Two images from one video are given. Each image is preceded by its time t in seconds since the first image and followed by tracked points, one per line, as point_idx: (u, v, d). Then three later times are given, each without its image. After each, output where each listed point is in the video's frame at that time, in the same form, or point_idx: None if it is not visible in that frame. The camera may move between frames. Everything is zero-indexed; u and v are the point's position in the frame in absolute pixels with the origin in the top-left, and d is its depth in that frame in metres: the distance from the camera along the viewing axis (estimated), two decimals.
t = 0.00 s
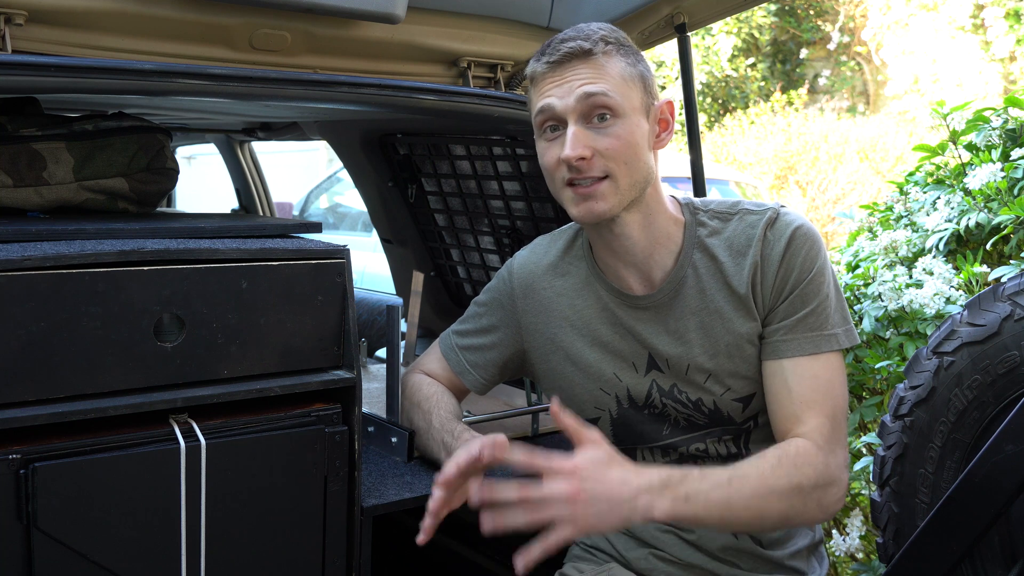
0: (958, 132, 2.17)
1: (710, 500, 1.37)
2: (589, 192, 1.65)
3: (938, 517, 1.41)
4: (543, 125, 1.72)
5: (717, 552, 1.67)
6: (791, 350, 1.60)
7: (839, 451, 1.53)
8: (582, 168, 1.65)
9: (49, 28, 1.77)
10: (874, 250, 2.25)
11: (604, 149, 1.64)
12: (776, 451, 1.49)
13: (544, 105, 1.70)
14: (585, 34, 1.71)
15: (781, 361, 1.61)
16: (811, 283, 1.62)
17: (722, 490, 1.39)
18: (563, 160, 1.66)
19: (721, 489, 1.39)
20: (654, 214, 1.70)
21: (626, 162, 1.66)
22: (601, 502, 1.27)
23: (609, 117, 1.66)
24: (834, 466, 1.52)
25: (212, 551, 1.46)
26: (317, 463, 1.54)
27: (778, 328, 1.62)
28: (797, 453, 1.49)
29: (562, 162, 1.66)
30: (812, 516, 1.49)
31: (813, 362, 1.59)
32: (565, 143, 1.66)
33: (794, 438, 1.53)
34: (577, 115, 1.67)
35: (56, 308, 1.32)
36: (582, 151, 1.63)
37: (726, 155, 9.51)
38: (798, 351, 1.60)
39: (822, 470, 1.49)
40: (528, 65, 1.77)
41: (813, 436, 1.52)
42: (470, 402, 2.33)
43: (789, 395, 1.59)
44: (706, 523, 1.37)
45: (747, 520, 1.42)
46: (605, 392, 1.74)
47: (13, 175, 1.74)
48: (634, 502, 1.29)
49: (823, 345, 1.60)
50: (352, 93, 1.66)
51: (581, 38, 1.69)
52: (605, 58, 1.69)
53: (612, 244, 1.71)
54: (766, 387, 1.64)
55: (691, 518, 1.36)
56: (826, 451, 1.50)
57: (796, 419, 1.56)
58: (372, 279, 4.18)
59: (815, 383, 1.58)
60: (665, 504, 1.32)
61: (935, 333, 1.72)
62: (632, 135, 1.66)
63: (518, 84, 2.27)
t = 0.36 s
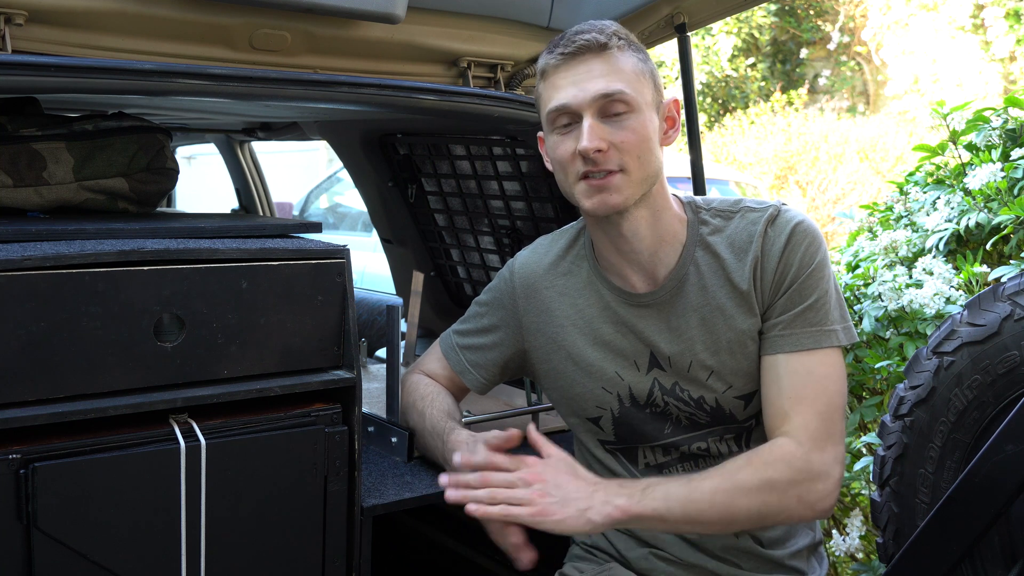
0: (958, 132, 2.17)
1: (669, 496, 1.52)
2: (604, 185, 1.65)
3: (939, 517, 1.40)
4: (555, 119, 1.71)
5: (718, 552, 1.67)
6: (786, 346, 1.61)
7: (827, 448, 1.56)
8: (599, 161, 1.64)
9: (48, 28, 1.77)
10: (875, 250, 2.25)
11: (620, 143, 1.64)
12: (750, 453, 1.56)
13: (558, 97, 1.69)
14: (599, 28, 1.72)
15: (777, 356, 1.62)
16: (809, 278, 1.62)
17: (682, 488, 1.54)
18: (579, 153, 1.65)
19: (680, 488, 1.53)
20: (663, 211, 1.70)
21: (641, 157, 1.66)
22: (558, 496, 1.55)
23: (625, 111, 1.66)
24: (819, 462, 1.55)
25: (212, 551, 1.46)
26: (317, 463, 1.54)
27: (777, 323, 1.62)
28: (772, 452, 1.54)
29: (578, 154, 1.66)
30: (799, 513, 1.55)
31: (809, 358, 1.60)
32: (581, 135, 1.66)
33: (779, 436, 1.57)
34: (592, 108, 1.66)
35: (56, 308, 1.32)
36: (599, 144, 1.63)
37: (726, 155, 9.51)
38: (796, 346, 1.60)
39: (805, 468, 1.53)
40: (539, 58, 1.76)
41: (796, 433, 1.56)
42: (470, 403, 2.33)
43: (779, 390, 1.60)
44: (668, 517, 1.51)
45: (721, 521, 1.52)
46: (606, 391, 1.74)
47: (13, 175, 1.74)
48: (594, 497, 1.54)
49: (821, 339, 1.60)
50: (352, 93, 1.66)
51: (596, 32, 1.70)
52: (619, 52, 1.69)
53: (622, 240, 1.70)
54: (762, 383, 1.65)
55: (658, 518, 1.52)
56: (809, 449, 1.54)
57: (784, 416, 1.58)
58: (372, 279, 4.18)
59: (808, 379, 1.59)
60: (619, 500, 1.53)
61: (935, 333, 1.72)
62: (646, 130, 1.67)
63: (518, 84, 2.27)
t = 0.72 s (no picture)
0: (958, 132, 2.17)
1: (642, 526, 1.60)
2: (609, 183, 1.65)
3: (939, 517, 1.40)
4: (558, 119, 1.71)
5: (718, 551, 1.67)
6: (773, 345, 1.62)
7: (805, 451, 1.59)
8: (604, 159, 1.64)
9: (48, 28, 1.77)
10: (875, 250, 2.24)
11: (624, 140, 1.64)
12: (721, 470, 1.61)
13: (561, 95, 1.69)
14: (599, 26, 1.72)
15: (767, 356, 1.62)
16: (806, 279, 1.62)
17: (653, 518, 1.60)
18: (584, 151, 1.65)
19: (652, 517, 1.60)
20: (665, 208, 1.70)
21: (645, 154, 1.66)
22: (550, 533, 1.67)
23: (628, 108, 1.66)
24: (792, 464, 1.58)
25: (212, 551, 1.46)
26: (317, 463, 1.54)
27: (773, 323, 1.63)
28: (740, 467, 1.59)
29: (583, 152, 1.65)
30: (773, 519, 1.60)
31: (797, 361, 1.60)
32: (585, 133, 1.66)
33: (756, 446, 1.61)
34: (596, 106, 1.66)
35: (56, 308, 1.32)
36: (604, 142, 1.63)
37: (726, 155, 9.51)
38: (787, 347, 1.61)
39: (778, 476, 1.57)
40: (539, 56, 1.76)
41: (768, 443, 1.59)
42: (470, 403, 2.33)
43: (764, 394, 1.62)
44: (643, 545, 1.60)
45: (691, 538, 1.58)
46: (606, 390, 1.74)
47: (13, 175, 1.74)
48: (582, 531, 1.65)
49: (811, 341, 1.61)
50: (352, 93, 1.66)
51: (597, 30, 1.70)
52: (619, 50, 1.70)
53: (625, 238, 1.69)
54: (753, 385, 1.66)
55: (635, 547, 1.61)
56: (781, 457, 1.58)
57: (764, 423, 1.61)
58: (372, 279, 4.18)
59: (795, 381, 1.60)
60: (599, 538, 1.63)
61: (935, 333, 1.72)
62: (649, 127, 1.67)
63: (518, 84, 2.27)
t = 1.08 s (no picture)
0: (958, 132, 2.17)
1: (643, 527, 1.60)
2: (610, 190, 1.64)
3: (939, 517, 1.40)
4: (555, 129, 1.70)
5: (717, 551, 1.67)
6: (777, 347, 1.62)
7: (806, 453, 1.59)
8: (605, 167, 1.63)
9: (48, 28, 1.77)
10: (875, 250, 2.24)
11: (623, 148, 1.64)
12: (722, 473, 1.61)
13: (557, 105, 1.69)
14: (590, 33, 1.72)
15: (768, 358, 1.62)
16: (807, 281, 1.62)
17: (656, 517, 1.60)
18: (584, 161, 1.65)
19: (654, 518, 1.60)
20: (665, 211, 1.70)
21: (644, 160, 1.65)
22: (551, 535, 1.67)
23: (625, 114, 1.66)
24: (793, 466, 1.58)
25: (212, 551, 1.46)
26: (317, 463, 1.54)
27: (774, 325, 1.63)
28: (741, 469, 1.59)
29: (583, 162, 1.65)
30: (775, 521, 1.60)
31: (798, 363, 1.60)
32: (584, 142, 1.65)
33: (757, 448, 1.61)
34: (593, 114, 1.66)
35: (56, 308, 1.32)
36: (604, 151, 1.62)
37: (726, 155, 9.51)
38: (788, 348, 1.61)
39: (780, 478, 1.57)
40: (532, 65, 1.76)
41: (770, 445, 1.59)
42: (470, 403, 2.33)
43: (765, 396, 1.62)
44: (645, 546, 1.60)
45: (694, 541, 1.58)
46: (608, 392, 1.74)
47: (13, 175, 1.74)
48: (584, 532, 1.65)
49: (812, 342, 1.61)
50: (353, 93, 1.66)
51: (588, 37, 1.70)
52: (612, 55, 1.70)
53: (627, 244, 1.69)
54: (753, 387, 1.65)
55: (638, 549, 1.60)
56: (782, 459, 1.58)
57: (765, 425, 1.61)
58: (372, 279, 4.18)
59: (795, 382, 1.60)
60: (601, 539, 1.63)
61: (935, 333, 1.72)
62: (647, 131, 1.66)
63: (518, 84, 2.27)
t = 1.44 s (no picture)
0: (958, 132, 2.17)
1: (695, 531, 1.56)
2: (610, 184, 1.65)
3: (938, 517, 1.40)
4: (560, 119, 1.71)
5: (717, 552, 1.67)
6: (796, 344, 1.60)
7: (839, 445, 1.57)
8: (605, 161, 1.64)
9: (48, 28, 1.77)
10: (875, 250, 2.24)
11: (625, 143, 1.64)
12: (763, 468, 1.58)
13: (563, 96, 1.69)
14: (603, 28, 1.72)
15: (785, 354, 1.61)
16: (815, 277, 1.61)
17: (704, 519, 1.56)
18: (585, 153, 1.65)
19: (704, 522, 1.56)
20: (666, 209, 1.70)
21: (646, 158, 1.66)
22: (588, 555, 1.60)
23: (629, 110, 1.66)
24: (832, 458, 1.57)
25: (212, 551, 1.46)
26: (317, 463, 1.54)
27: (786, 320, 1.62)
28: (785, 462, 1.56)
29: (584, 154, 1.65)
30: (820, 513, 1.58)
31: (815, 358, 1.59)
32: (586, 135, 1.66)
33: (790, 441, 1.59)
34: (598, 108, 1.66)
35: (56, 308, 1.32)
36: (605, 144, 1.63)
37: (726, 155, 9.50)
38: (804, 344, 1.60)
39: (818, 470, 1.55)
40: (543, 57, 1.77)
41: (807, 437, 1.57)
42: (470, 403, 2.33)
43: (790, 390, 1.60)
44: (699, 552, 1.55)
45: (745, 544, 1.56)
46: (610, 387, 1.74)
47: (13, 175, 1.74)
48: (624, 553, 1.59)
49: (828, 336, 1.60)
50: (352, 93, 1.66)
51: (600, 31, 1.71)
52: (623, 51, 1.70)
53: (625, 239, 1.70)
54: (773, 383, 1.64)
55: (690, 554, 1.56)
56: (820, 451, 1.55)
57: (796, 418, 1.59)
58: (372, 279, 4.18)
59: (818, 377, 1.59)
60: (653, 547, 1.58)
61: (935, 333, 1.72)
62: (651, 129, 1.66)
63: (518, 84, 2.27)
